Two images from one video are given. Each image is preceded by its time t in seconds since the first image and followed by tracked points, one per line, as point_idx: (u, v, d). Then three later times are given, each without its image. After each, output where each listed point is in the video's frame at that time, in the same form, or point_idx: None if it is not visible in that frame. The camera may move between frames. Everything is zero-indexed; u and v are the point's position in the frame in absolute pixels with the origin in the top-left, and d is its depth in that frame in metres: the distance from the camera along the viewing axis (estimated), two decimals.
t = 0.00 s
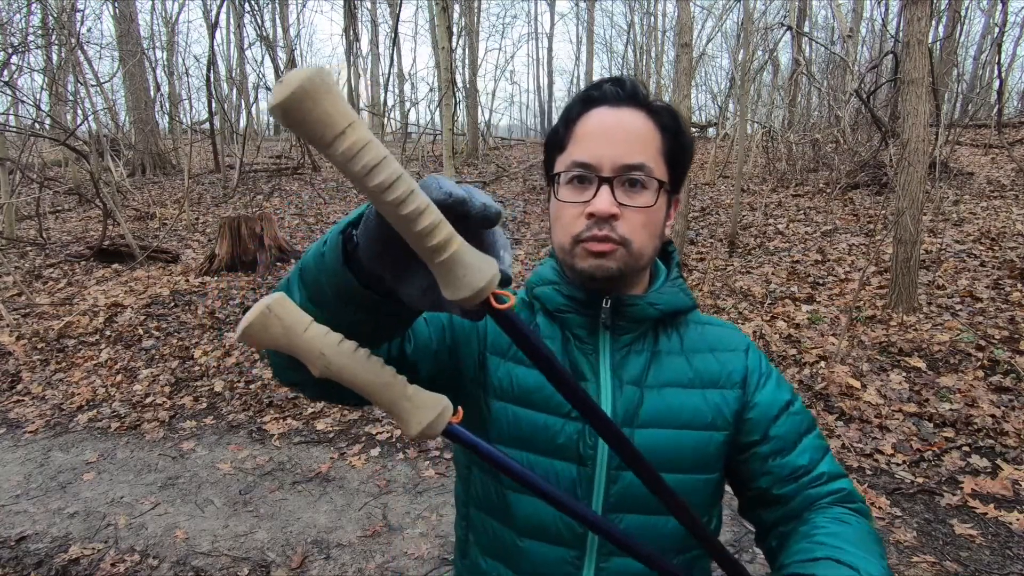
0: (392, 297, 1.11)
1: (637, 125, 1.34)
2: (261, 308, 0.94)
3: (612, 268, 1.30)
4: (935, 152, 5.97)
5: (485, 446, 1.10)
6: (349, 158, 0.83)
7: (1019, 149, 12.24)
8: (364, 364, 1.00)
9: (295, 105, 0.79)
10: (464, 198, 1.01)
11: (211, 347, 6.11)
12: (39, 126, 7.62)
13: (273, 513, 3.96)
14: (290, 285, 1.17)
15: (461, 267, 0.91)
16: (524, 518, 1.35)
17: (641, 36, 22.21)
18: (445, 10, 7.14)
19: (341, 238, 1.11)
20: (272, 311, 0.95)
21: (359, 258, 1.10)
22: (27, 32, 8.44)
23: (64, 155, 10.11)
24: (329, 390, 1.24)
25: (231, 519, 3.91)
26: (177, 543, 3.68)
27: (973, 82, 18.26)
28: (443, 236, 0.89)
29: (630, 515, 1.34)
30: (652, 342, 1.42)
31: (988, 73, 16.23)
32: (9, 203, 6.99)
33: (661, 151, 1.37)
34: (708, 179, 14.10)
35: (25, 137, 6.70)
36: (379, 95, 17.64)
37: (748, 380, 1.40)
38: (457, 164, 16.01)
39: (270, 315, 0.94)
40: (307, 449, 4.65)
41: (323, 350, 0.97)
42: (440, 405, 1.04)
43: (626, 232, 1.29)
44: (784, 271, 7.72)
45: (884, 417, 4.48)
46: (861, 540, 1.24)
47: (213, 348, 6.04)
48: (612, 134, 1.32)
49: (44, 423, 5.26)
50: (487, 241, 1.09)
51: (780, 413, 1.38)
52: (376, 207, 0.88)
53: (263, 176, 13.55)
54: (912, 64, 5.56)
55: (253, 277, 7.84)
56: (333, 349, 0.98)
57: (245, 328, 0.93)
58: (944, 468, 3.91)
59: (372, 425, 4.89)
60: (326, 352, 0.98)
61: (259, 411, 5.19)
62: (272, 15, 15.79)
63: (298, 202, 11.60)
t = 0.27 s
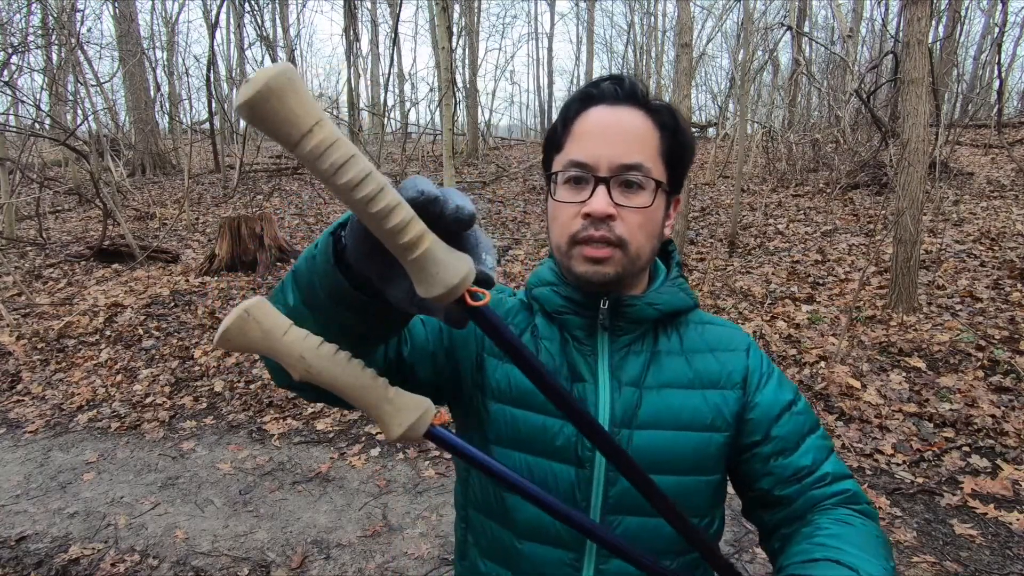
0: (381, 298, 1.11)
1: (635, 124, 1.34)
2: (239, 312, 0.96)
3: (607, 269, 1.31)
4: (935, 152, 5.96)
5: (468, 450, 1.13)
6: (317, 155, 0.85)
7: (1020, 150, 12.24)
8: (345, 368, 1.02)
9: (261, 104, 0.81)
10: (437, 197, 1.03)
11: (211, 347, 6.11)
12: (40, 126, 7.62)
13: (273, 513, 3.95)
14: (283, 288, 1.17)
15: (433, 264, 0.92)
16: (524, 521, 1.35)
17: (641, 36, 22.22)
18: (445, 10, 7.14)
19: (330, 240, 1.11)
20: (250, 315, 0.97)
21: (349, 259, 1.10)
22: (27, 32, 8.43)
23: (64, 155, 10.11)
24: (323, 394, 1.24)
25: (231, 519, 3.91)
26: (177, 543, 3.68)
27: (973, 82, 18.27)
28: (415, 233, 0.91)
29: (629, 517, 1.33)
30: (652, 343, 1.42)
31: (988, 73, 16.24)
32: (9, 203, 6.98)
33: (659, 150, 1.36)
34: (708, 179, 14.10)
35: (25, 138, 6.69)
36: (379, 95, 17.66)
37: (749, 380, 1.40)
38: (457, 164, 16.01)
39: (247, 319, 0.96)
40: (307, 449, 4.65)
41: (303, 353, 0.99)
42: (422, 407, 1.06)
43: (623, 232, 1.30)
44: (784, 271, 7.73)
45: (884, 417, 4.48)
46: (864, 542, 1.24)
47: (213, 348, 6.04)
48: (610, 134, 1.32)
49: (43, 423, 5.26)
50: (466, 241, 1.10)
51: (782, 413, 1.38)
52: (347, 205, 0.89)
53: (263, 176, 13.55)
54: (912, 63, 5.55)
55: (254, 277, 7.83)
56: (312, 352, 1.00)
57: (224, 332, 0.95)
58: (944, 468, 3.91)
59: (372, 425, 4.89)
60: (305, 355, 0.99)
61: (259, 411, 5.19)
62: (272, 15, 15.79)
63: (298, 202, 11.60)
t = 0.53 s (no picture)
0: (383, 298, 1.11)
1: (630, 125, 1.34)
2: (226, 317, 0.98)
3: (604, 269, 1.31)
4: (935, 153, 5.97)
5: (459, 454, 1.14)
6: (311, 154, 0.88)
7: (1020, 150, 12.24)
8: (333, 373, 1.04)
9: (257, 102, 0.84)
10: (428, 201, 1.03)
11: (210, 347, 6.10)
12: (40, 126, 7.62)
13: (273, 513, 3.96)
14: (285, 286, 1.18)
15: (423, 262, 0.94)
16: (521, 519, 1.35)
17: (641, 36, 22.22)
18: (445, 10, 7.14)
19: (334, 240, 1.11)
20: (238, 320, 0.99)
21: (351, 261, 1.10)
22: (27, 32, 8.43)
23: (64, 155, 10.11)
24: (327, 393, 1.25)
25: (231, 519, 3.91)
26: (177, 543, 3.68)
27: (973, 82, 18.28)
28: (407, 230, 0.93)
29: (626, 515, 1.33)
30: (649, 342, 1.42)
31: (988, 73, 16.26)
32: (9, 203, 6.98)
33: (655, 150, 1.36)
34: (708, 179, 14.11)
35: (25, 138, 6.69)
36: (379, 95, 17.66)
37: (746, 378, 1.40)
38: (457, 164, 16.01)
39: (233, 325, 0.99)
40: (307, 449, 4.65)
41: (290, 358, 1.01)
42: (412, 411, 1.08)
43: (620, 231, 1.30)
44: (784, 271, 7.73)
45: (884, 417, 4.48)
46: (857, 542, 1.23)
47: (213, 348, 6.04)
48: (605, 135, 1.32)
49: (43, 423, 5.26)
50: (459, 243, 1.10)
51: (778, 412, 1.38)
52: (340, 203, 0.92)
53: (263, 176, 13.55)
54: (912, 63, 5.56)
55: (254, 277, 7.83)
56: (299, 358, 1.02)
57: (210, 338, 0.97)
58: (944, 468, 3.91)
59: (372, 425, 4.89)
60: (292, 360, 1.01)
61: (259, 411, 5.19)
62: (272, 15, 15.79)
63: (298, 202, 11.60)
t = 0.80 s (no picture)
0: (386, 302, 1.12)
1: (623, 125, 1.34)
2: (206, 335, 1.02)
3: (599, 269, 1.31)
4: (935, 153, 5.97)
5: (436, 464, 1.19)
6: (283, 174, 0.93)
7: (1020, 150, 12.24)
8: (313, 386, 1.07)
9: (227, 127, 0.88)
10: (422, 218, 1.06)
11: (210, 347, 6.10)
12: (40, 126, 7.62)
13: (273, 513, 3.96)
14: (290, 291, 1.19)
15: (396, 276, 0.99)
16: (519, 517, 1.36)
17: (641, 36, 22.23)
18: (445, 10, 7.14)
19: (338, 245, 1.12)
20: (217, 338, 1.03)
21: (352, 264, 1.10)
22: (27, 32, 8.43)
23: (64, 155, 10.11)
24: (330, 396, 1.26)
25: (231, 519, 3.91)
26: (177, 543, 3.68)
27: (973, 82, 18.28)
28: (379, 245, 0.97)
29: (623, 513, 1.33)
30: (644, 340, 1.42)
31: (988, 72, 16.26)
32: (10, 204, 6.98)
33: (649, 150, 1.37)
34: (708, 179, 14.10)
35: (26, 137, 6.69)
36: (379, 95, 17.66)
37: (740, 375, 1.40)
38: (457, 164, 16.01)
39: (213, 342, 1.02)
40: (307, 449, 4.65)
41: (269, 373, 1.05)
42: (392, 422, 1.12)
43: (613, 231, 1.30)
44: (784, 271, 7.72)
45: (884, 417, 4.48)
46: (846, 541, 1.21)
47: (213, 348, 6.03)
48: (599, 136, 1.33)
49: (43, 423, 5.26)
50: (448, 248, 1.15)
51: (772, 409, 1.38)
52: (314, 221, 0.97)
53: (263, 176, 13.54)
54: (912, 63, 5.55)
55: (254, 277, 7.83)
56: (279, 372, 1.06)
57: (189, 357, 1.01)
58: (944, 468, 3.91)
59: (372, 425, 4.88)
60: (272, 374, 1.05)
61: (259, 411, 5.19)
62: (273, 15, 15.79)
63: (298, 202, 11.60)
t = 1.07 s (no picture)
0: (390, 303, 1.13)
1: (620, 124, 1.34)
2: (188, 365, 1.05)
3: (597, 268, 1.31)
4: (935, 152, 5.97)
5: (418, 479, 1.22)
6: (259, 207, 0.97)
7: (1020, 150, 12.24)
8: (297, 410, 1.10)
9: (205, 161, 0.93)
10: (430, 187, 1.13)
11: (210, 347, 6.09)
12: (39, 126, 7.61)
13: (273, 513, 3.96)
14: (287, 292, 1.19)
15: (373, 297, 1.03)
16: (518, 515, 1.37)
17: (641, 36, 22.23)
18: (445, 10, 7.13)
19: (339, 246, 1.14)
20: (200, 368, 1.05)
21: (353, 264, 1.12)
22: (27, 32, 8.43)
23: (64, 155, 10.11)
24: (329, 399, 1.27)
25: (231, 519, 3.91)
26: (177, 543, 3.68)
27: (973, 82, 18.27)
28: (355, 269, 1.02)
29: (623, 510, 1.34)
30: (642, 339, 1.42)
31: (988, 72, 16.26)
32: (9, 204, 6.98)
33: (646, 149, 1.37)
34: (708, 179, 14.10)
35: (25, 137, 6.69)
36: (379, 95, 17.65)
37: (738, 374, 1.40)
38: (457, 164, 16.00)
39: (196, 372, 1.05)
40: (307, 449, 4.65)
41: (253, 399, 1.07)
42: (376, 443, 1.14)
43: (611, 230, 1.30)
44: (784, 271, 7.72)
45: (884, 417, 4.48)
46: (838, 541, 1.22)
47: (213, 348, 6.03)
48: (596, 135, 1.33)
49: (43, 423, 5.26)
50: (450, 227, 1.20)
51: (768, 407, 1.38)
52: (293, 248, 1.01)
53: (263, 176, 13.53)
54: (912, 63, 5.55)
55: (254, 277, 7.83)
56: (264, 399, 1.08)
57: (174, 388, 1.04)
58: (944, 468, 3.91)
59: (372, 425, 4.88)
60: (256, 400, 1.08)
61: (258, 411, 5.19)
62: (273, 15, 15.79)
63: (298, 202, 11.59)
